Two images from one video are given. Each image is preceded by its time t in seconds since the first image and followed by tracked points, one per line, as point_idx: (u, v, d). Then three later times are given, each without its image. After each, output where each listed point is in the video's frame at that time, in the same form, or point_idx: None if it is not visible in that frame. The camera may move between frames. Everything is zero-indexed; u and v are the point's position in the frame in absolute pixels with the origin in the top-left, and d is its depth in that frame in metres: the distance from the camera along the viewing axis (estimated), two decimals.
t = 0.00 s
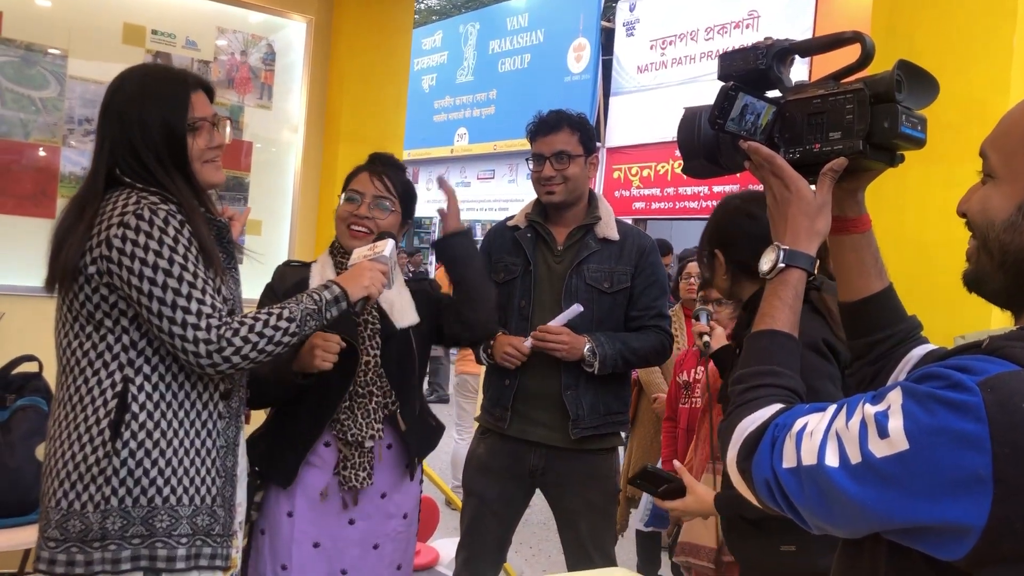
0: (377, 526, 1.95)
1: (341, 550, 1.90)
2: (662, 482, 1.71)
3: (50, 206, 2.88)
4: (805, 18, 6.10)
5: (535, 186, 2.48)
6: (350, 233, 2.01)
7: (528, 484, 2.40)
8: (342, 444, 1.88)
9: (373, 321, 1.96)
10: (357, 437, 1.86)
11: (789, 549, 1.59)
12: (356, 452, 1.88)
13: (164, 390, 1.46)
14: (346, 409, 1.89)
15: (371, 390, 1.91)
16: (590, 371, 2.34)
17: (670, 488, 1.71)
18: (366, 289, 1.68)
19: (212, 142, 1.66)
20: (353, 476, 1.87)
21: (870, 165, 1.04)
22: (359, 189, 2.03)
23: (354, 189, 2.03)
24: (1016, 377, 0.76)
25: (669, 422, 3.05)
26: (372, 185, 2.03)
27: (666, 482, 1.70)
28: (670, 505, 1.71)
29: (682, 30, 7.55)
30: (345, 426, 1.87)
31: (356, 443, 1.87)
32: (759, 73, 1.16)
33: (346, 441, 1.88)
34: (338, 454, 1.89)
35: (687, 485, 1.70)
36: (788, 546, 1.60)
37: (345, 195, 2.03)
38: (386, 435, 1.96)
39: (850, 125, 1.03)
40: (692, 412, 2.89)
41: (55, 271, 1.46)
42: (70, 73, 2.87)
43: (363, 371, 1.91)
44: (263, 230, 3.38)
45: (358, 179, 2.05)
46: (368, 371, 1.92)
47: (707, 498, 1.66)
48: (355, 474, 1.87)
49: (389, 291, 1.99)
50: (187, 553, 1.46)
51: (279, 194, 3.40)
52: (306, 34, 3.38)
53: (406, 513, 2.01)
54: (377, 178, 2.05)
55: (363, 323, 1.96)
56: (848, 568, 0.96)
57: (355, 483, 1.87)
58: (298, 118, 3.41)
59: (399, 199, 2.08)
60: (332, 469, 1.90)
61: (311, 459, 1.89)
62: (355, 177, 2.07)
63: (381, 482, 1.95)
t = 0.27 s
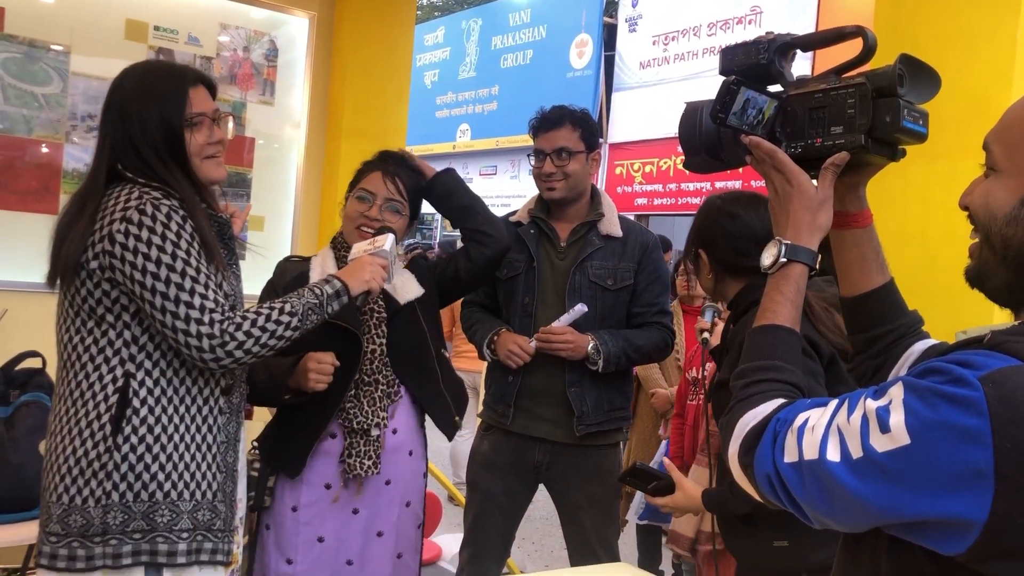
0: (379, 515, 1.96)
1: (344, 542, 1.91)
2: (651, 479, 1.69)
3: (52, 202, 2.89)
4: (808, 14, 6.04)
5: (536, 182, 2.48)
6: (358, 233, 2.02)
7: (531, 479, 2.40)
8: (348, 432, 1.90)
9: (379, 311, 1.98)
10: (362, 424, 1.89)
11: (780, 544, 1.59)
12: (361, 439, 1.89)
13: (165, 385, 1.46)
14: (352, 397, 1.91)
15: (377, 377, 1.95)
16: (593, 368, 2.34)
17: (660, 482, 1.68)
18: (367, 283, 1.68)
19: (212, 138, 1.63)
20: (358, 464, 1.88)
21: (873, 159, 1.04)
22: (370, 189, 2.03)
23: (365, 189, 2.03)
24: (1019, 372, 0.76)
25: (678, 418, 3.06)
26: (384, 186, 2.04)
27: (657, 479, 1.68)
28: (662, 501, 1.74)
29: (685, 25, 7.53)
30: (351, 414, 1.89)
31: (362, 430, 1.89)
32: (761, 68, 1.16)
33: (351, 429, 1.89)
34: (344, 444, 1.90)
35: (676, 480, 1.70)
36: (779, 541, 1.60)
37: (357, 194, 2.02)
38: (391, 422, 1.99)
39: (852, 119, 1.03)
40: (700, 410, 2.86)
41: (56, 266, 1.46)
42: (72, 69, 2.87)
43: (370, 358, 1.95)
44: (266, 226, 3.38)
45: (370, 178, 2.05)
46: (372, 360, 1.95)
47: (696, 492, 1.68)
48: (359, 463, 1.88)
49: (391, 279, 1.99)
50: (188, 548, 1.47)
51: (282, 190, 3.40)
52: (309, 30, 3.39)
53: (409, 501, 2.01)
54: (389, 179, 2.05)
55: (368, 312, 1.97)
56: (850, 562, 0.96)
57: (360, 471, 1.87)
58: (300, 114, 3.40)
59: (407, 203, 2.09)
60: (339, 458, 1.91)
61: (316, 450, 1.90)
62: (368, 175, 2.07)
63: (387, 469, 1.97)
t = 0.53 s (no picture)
0: (394, 511, 1.96)
1: (356, 538, 1.91)
2: (654, 476, 1.68)
3: (58, 199, 2.89)
4: (812, 14, 6.08)
5: (549, 181, 2.48)
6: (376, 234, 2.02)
7: (547, 478, 2.41)
8: (363, 432, 1.90)
9: (391, 310, 1.98)
10: (380, 424, 1.89)
11: (783, 545, 1.60)
12: (378, 439, 1.90)
13: (169, 382, 1.46)
14: (369, 397, 1.91)
15: (392, 377, 1.95)
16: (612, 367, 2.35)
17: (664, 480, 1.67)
18: (372, 281, 1.67)
19: (212, 136, 1.62)
20: (375, 463, 1.88)
21: (877, 158, 1.03)
22: (383, 190, 2.02)
23: (377, 189, 2.02)
24: None
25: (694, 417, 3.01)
26: (396, 186, 2.03)
27: (660, 476, 1.66)
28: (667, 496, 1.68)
29: (690, 22, 7.51)
30: (367, 414, 1.89)
31: (378, 430, 1.90)
32: (765, 65, 1.15)
33: (368, 429, 1.90)
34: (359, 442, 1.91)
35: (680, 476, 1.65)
36: (781, 541, 1.60)
37: (370, 193, 2.01)
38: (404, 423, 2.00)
39: (856, 117, 1.02)
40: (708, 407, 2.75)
41: (61, 263, 1.47)
42: (78, 66, 2.88)
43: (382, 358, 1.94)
44: (271, 223, 3.39)
45: (381, 178, 2.03)
46: (387, 359, 1.95)
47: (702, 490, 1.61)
48: (376, 462, 1.89)
49: (399, 275, 2.00)
50: (191, 545, 1.47)
51: (287, 187, 3.40)
52: (314, 27, 3.39)
53: (419, 496, 2.03)
54: (400, 177, 2.04)
55: (381, 312, 1.98)
56: (858, 562, 0.96)
57: (377, 470, 1.88)
58: (305, 112, 3.42)
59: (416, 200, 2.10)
60: (353, 457, 1.91)
61: (329, 448, 1.90)
62: (378, 174, 2.04)
63: (400, 465, 1.98)
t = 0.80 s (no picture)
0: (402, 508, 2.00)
1: (369, 538, 1.93)
2: (665, 469, 1.63)
3: (61, 196, 2.90)
4: (814, 13, 6.10)
5: (564, 180, 2.47)
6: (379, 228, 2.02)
7: (568, 478, 2.40)
8: (382, 437, 1.92)
9: (404, 313, 1.99)
10: (400, 430, 1.91)
11: (790, 546, 1.61)
12: (397, 444, 1.92)
13: (170, 380, 1.47)
14: (386, 403, 1.93)
15: (409, 382, 1.97)
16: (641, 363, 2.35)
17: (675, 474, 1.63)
18: (377, 280, 1.67)
19: (211, 134, 1.61)
20: (394, 467, 1.91)
21: (879, 155, 1.03)
22: (382, 181, 2.02)
23: (376, 182, 2.02)
24: None
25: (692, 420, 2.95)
26: (393, 176, 2.05)
27: (672, 469, 1.61)
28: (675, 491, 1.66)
29: (693, 21, 7.51)
30: (386, 420, 1.91)
31: (397, 435, 1.92)
32: (766, 63, 1.15)
33: (387, 434, 1.92)
34: (375, 447, 1.92)
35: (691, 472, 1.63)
36: (788, 542, 1.62)
37: (371, 187, 2.00)
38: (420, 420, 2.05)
39: (858, 114, 1.02)
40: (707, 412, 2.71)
41: (64, 259, 1.47)
42: (81, 64, 2.88)
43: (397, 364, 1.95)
44: (274, 221, 3.39)
45: (377, 170, 2.04)
46: (403, 364, 1.96)
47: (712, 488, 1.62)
48: (395, 465, 1.91)
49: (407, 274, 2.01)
50: (191, 543, 1.47)
51: (289, 185, 3.40)
52: (317, 25, 3.38)
53: (424, 492, 2.08)
54: (394, 168, 2.06)
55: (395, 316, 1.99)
56: (861, 561, 0.96)
57: (397, 474, 1.91)
58: (308, 110, 3.42)
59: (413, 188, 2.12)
60: (369, 460, 1.93)
61: (347, 453, 1.91)
62: (371, 167, 2.05)
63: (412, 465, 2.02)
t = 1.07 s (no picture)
0: (397, 508, 2.01)
1: (365, 539, 1.93)
2: (669, 469, 1.57)
3: (57, 196, 2.89)
4: (812, 12, 6.08)
5: (557, 181, 2.47)
6: (374, 225, 2.03)
7: (567, 478, 2.40)
8: (381, 439, 1.91)
9: (404, 315, 1.98)
10: (400, 432, 1.90)
11: (789, 545, 1.63)
12: (395, 446, 1.92)
13: (164, 380, 1.46)
14: (386, 405, 1.92)
15: (408, 384, 1.95)
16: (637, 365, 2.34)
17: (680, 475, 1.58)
18: (375, 281, 1.69)
19: (223, 138, 1.65)
20: (393, 469, 1.91)
21: (867, 153, 1.03)
22: (374, 176, 2.03)
23: (367, 176, 2.03)
24: (1012, 369, 0.76)
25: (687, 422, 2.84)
26: (384, 171, 2.05)
27: (677, 470, 1.55)
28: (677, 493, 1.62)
29: (691, 20, 7.51)
30: (386, 422, 1.90)
31: (396, 438, 1.91)
32: (754, 62, 1.15)
33: (386, 436, 1.91)
34: (375, 448, 1.92)
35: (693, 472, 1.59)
36: (787, 541, 1.63)
37: (362, 183, 2.01)
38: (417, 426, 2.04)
39: (846, 113, 1.02)
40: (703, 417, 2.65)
41: (57, 258, 1.47)
42: (76, 63, 2.87)
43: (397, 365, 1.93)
44: (270, 220, 3.38)
45: (367, 166, 2.04)
46: (401, 366, 1.94)
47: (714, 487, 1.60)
48: (394, 468, 1.91)
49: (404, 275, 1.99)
50: (185, 543, 1.47)
51: (285, 185, 3.40)
52: (313, 24, 3.38)
53: (417, 490, 2.09)
54: (385, 162, 2.07)
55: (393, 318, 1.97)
56: (846, 558, 0.96)
57: (396, 476, 1.91)
58: (304, 109, 3.41)
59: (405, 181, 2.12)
60: (367, 461, 1.93)
61: (346, 455, 1.91)
62: (361, 162, 2.05)
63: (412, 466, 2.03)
